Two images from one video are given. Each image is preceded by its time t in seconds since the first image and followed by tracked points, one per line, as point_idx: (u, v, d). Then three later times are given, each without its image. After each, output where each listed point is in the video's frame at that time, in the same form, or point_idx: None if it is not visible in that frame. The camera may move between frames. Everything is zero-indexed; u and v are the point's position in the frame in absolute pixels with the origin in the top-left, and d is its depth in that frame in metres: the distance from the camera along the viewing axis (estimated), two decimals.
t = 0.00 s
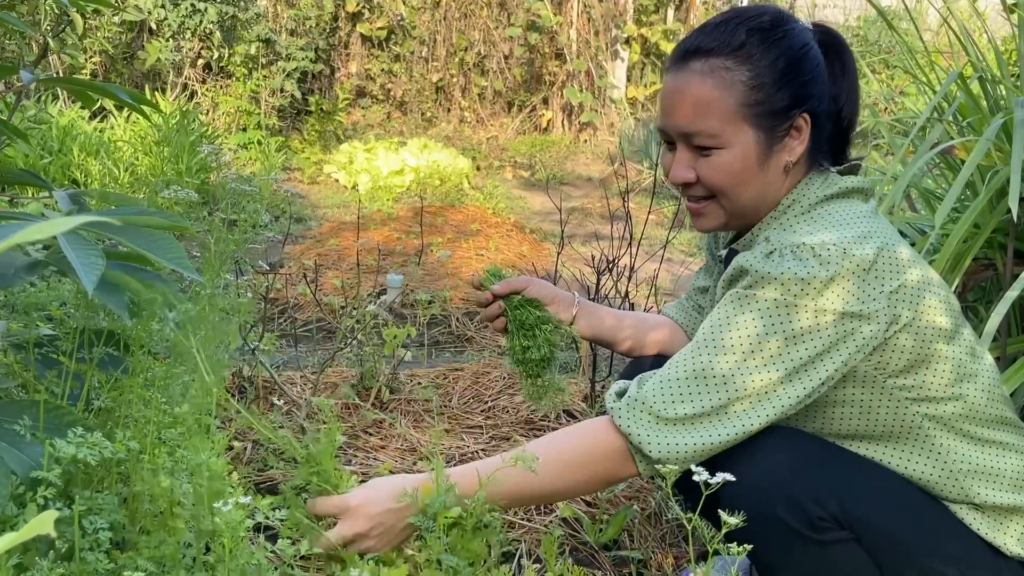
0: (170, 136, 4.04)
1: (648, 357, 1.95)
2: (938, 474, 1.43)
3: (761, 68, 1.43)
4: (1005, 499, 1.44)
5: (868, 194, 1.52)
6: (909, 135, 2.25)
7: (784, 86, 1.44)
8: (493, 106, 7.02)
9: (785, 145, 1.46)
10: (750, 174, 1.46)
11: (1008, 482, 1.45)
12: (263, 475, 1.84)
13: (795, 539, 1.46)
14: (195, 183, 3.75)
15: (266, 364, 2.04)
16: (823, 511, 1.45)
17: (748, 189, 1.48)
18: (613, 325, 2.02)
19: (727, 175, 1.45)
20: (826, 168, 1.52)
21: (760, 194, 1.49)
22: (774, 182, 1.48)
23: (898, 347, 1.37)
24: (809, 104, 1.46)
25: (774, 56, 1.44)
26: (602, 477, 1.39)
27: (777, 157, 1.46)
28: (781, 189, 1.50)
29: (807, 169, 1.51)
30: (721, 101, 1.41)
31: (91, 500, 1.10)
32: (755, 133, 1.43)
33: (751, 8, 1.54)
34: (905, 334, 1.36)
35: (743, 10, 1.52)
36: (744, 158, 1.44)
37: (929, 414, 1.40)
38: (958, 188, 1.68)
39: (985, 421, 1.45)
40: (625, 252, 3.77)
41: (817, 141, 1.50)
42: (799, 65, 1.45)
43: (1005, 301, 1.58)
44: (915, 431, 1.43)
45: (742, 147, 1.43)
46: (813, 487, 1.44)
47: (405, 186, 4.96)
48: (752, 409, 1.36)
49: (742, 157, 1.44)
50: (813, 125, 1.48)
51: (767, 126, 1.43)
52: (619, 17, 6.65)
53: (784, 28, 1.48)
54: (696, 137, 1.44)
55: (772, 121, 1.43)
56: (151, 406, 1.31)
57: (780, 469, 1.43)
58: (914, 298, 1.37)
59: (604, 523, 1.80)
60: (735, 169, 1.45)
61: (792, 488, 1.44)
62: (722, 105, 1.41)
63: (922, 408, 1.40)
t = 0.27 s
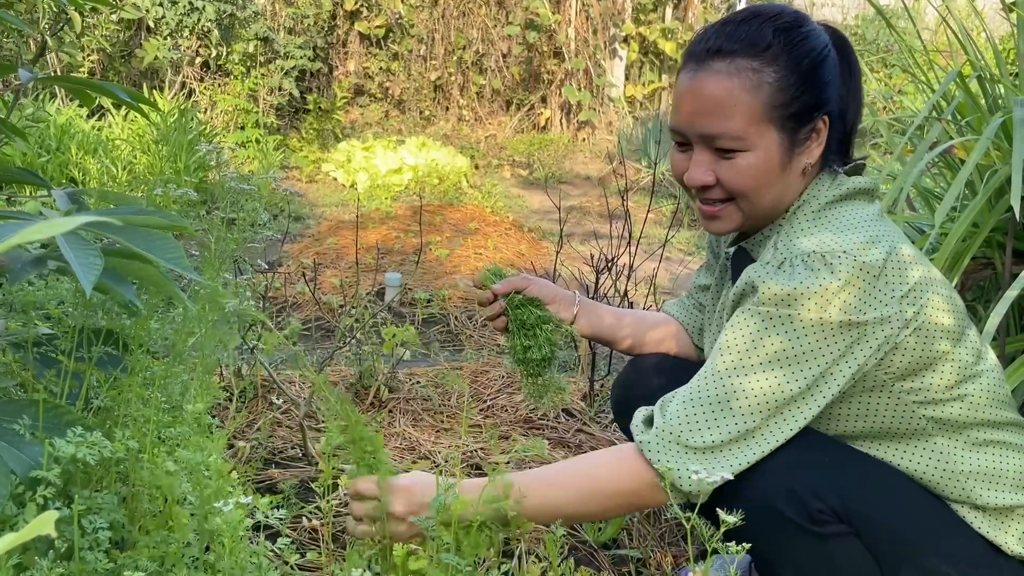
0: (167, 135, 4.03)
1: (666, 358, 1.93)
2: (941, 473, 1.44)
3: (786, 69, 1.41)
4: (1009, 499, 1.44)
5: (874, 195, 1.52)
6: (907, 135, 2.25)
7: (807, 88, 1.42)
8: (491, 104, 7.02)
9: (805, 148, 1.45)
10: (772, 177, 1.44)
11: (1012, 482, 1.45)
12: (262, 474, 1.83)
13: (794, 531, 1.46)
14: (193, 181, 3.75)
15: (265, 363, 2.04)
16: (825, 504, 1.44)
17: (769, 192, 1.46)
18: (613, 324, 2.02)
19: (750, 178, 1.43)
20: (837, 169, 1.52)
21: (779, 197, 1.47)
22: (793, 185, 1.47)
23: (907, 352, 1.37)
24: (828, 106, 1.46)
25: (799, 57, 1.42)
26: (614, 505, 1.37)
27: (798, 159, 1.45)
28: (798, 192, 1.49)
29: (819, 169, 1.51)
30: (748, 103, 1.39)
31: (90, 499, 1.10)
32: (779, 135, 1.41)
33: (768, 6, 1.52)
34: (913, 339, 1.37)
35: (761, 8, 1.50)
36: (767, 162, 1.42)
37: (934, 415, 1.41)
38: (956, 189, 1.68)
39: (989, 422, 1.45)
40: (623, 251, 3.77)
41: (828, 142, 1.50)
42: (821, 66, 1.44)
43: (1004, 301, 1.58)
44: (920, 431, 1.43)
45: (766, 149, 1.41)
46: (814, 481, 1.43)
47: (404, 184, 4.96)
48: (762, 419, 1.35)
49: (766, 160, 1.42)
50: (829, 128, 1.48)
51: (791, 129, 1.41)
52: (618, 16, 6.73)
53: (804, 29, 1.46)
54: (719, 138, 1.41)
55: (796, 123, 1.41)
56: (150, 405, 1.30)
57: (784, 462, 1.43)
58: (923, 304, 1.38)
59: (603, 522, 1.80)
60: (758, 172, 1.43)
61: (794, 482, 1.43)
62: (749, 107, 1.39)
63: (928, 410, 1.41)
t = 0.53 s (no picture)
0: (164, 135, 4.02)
1: (672, 360, 1.96)
2: (945, 475, 1.46)
3: (796, 66, 1.41)
4: (1008, 502, 1.46)
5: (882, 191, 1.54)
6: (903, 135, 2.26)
7: (818, 85, 1.42)
8: (489, 104, 7.02)
9: (816, 144, 1.45)
10: (783, 174, 1.43)
11: (1012, 485, 1.47)
12: (259, 473, 1.84)
13: (798, 533, 1.47)
14: (190, 180, 3.75)
15: (262, 363, 2.04)
16: (829, 507, 1.45)
17: (781, 189, 1.45)
18: (610, 326, 2.01)
19: (761, 175, 1.43)
20: (846, 168, 1.53)
21: (790, 193, 1.47)
22: (804, 182, 1.47)
23: (922, 349, 1.38)
24: (838, 102, 1.46)
25: (809, 54, 1.42)
26: (626, 461, 1.38)
27: (809, 156, 1.45)
28: (808, 189, 1.50)
29: (828, 167, 1.52)
30: (759, 100, 1.39)
31: (88, 499, 1.10)
32: (790, 132, 1.41)
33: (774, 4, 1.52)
34: (925, 338, 1.38)
35: (768, 6, 1.50)
36: (779, 158, 1.42)
37: (941, 416, 1.43)
38: (951, 188, 1.69)
39: (993, 425, 1.47)
40: (620, 251, 3.78)
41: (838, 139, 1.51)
42: (831, 63, 1.44)
43: (1000, 302, 1.58)
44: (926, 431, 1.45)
45: (778, 146, 1.41)
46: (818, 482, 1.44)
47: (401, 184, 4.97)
48: (773, 414, 1.36)
49: (777, 157, 1.41)
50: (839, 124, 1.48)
51: (802, 126, 1.41)
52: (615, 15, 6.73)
53: (813, 26, 1.46)
54: (731, 136, 1.40)
55: (807, 119, 1.41)
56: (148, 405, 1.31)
57: (783, 463, 1.44)
58: (934, 300, 1.39)
59: (600, 522, 1.81)
60: (770, 169, 1.42)
61: (796, 481, 1.44)
62: (761, 103, 1.39)
63: (935, 411, 1.42)
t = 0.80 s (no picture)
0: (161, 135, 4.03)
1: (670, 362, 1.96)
2: (942, 480, 1.47)
3: (798, 59, 1.41)
4: (1003, 507, 1.47)
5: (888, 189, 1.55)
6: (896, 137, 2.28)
7: (819, 79, 1.42)
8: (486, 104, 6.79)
9: (817, 138, 1.46)
10: (785, 166, 1.44)
11: (1009, 489, 1.48)
12: (255, 474, 1.85)
13: (791, 543, 1.51)
14: (187, 181, 3.76)
15: (259, 364, 2.05)
16: (822, 518, 1.48)
17: (782, 182, 1.45)
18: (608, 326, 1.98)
19: (762, 168, 1.42)
20: (849, 167, 1.54)
21: (791, 187, 1.48)
22: (805, 176, 1.48)
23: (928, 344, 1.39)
24: (839, 97, 1.47)
25: (810, 49, 1.42)
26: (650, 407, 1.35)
27: (810, 150, 1.45)
28: (809, 183, 1.50)
29: (829, 165, 1.53)
30: (761, 93, 1.38)
31: (85, 500, 1.11)
32: (792, 125, 1.40)
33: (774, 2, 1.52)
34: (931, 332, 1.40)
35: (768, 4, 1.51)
36: (780, 150, 1.41)
37: (941, 418, 1.44)
38: (944, 191, 1.69)
39: (992, 430, 1.48)
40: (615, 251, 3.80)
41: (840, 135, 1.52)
42: (831, 57, 1.45)
43: (996, 306, 1.59)
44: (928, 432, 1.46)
45: (779, 139, 1.40)
46: (811, 492, 1.48)
47: (398, 185, 4.99)
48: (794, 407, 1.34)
49: (778, 150, 1.41)
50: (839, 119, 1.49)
51: (803, 119, 1.41)
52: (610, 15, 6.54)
53: (812, 22, 1.47)
54: (732, 129, 1.40)
55: (809, 112, 1.41)
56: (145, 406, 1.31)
57: (778, 472, 1.48)
58: (945, 296, 1.42)
59: (595, 522, 1.82)
60: (771, 162, 1.42)
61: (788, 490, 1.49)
62: (762, 96, 1.38)
63: (937, 411, 1.44)
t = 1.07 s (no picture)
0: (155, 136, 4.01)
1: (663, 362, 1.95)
2: (935, 480, 1.47)
3: (792, 61, 1.42)
4: (994, 508, 1.48)
5: (885, 192, 1.55)
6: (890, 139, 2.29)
7: (813, 80, 1.43)
8: (481, 105, 6.69)
9: (812, 140, 1.46)
10: (781, 168, 1.44)
11: (1000, 490, 1.49)
12: (250, 475, 1.85)
13: (787, 544, 1.52)
14: (182, 182, 3.76)
15: (254, 365, 2.05)
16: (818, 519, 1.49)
17: (778, 183, 1.46)
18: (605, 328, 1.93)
19: (758, 170, 1.43)
20: (841, 168, 1.55)
21: (788, 189, 1.48)
22: (801, 177, 1.48)
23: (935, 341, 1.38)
24: (834, 98, 1.47)
25: (804, 50, 1.43)
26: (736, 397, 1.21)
27: (805, 151, 1.46)
28: (804, 185, 1.51)
29: (824, 167, 1.54)
30: (755, 95, 1.38)
31: (79, 502, 1.11)
32: (788, 126, 1.41)
33: (766, 7, 1.54)
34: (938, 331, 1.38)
35: (761, 8, 1.52)
36: (776, 152, 1.42)
37: (936, 419, 1.45)
38: (936, 193, 1.70)
39: (982, 433, 1.49)
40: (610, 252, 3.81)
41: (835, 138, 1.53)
42: (825, 59, 1.46)
43: (988, 307, 1.60)
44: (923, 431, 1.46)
45: (775, 140, 1.41)
46: (807, 492, 1.48)
47: (393, 185, 4.98)
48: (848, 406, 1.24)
49: (774, 151, 1.41)
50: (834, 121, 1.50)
51: (798, 121, 1.41)
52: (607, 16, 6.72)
53: (806, 24, 1.48)
54: (728, 131, 1.40)
55: (805, 113, 1.42)
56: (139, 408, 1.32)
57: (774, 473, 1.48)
58: (945, 296, 1.41)
59: (590, 523, 1.83)
60: (767, 164, 1.42)
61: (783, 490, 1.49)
62: (756, 97, 1.38)
63: (932, 412, 1.44)
